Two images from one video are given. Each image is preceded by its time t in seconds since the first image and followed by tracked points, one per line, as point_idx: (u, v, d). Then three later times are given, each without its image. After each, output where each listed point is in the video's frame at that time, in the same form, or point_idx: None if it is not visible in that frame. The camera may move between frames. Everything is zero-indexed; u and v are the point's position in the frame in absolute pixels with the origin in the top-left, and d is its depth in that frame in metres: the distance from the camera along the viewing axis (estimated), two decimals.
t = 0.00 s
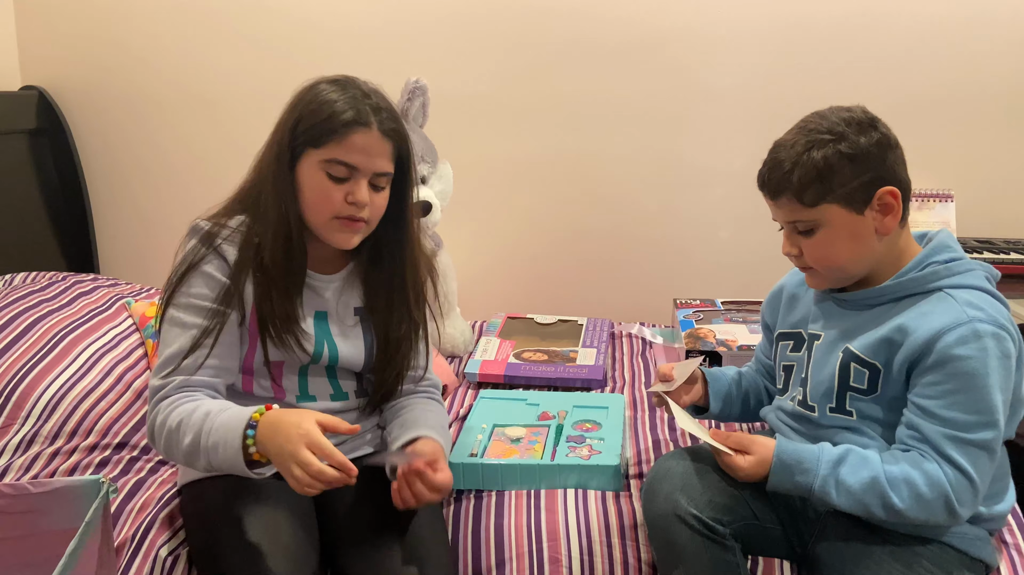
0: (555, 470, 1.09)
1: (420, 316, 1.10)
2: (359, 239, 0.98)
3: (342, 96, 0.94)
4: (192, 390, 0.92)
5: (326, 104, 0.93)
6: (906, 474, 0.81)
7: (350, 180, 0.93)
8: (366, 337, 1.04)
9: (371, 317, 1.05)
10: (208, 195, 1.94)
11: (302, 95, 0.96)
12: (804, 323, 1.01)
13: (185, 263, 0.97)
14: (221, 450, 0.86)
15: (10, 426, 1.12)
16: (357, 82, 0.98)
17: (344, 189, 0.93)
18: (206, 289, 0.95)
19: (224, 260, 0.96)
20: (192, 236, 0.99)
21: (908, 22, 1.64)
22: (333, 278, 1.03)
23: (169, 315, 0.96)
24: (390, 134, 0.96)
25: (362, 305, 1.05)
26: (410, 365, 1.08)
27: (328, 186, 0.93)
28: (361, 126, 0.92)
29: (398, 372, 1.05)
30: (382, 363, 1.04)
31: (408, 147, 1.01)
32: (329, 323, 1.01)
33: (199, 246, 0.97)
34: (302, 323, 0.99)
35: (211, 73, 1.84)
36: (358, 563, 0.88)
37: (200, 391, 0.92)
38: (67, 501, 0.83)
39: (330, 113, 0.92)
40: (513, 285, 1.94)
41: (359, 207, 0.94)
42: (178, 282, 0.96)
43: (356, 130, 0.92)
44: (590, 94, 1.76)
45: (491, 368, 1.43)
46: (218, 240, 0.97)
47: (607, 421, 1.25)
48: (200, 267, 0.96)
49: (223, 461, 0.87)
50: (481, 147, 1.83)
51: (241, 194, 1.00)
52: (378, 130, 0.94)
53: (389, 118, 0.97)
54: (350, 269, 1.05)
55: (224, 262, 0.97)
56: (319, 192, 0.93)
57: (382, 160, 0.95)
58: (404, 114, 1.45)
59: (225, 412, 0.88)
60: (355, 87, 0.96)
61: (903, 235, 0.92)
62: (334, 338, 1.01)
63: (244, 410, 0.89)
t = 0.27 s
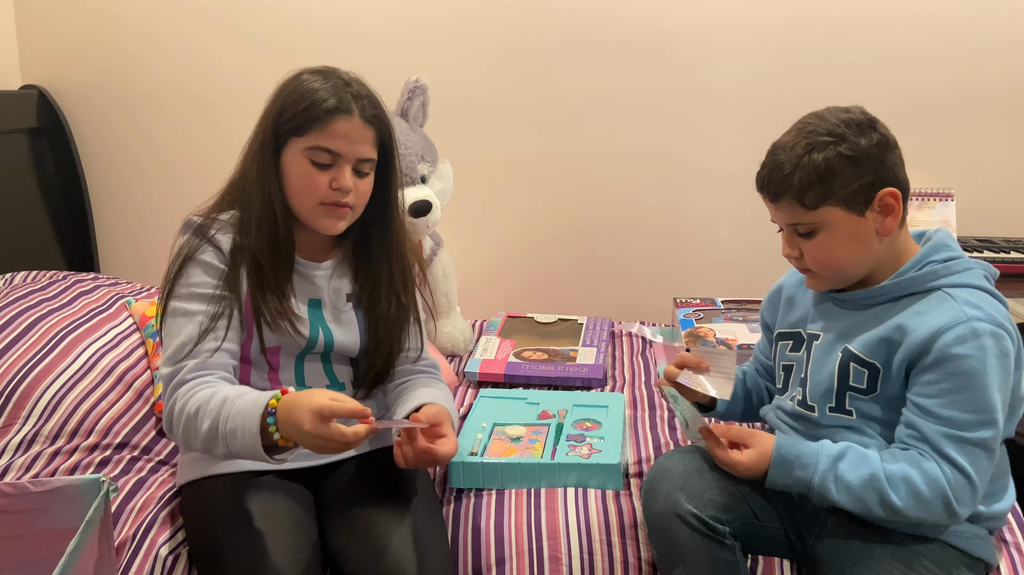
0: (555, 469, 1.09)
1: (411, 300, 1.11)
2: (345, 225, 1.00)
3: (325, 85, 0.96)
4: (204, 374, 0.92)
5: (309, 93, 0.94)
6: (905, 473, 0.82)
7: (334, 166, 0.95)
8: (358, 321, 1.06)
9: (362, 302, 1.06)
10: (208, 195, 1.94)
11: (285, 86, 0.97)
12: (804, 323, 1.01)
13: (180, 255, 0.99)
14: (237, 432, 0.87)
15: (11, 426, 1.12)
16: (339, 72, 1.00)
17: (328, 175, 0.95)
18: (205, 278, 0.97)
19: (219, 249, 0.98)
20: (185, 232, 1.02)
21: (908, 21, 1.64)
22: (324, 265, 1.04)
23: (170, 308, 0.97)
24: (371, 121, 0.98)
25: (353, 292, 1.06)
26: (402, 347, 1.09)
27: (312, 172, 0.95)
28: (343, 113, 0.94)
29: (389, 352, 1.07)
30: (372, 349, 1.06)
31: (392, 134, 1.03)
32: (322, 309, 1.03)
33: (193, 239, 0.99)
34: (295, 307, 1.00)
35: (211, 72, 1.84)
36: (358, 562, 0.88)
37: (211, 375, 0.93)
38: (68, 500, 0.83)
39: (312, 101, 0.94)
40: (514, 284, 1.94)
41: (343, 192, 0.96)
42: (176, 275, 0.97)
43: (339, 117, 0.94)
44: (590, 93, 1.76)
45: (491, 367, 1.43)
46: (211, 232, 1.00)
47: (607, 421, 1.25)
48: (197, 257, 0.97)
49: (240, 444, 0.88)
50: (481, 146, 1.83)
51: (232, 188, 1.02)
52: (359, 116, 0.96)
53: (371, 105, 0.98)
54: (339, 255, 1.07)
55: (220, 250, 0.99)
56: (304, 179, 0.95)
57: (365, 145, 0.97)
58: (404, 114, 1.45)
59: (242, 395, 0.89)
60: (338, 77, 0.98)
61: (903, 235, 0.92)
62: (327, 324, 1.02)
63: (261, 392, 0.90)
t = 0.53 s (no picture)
0: (555, 468, 1.09)
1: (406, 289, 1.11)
2: (338, 213, 0.99)
3: (315, 75, 0.96)
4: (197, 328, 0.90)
5: (299, 84, 0.95)
6: (905, 471, 0.82)
7: (325, 154, 0.95)
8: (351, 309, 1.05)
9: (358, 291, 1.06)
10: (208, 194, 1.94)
11: (277, 80, 0.98)
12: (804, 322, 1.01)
13: (179, 239, 0.99)
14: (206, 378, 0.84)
15: (12, 425, 1.12)
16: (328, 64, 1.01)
17: (319, 162, 0.95)
18: (203, 254, 0.96)
19: (217, 235, 0.98)
20: (183, 221, 1.02)
21: (909, 20, 1.64)
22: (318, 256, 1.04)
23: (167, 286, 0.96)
24: (361, 109, 0.98)
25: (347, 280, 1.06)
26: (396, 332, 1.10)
27: (303, 160, 0.95)
28: (332, 101, 0.94)
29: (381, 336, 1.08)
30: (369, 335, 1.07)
31: (382, 123, 1.03)
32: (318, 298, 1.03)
33: (192, 225, 0.99)
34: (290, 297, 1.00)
35: (211, 71, 1.84)
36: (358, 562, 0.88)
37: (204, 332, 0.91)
38: (68, 499, 0.83)
39: (301, 90, 0.94)
40: (514, 284, 1.94)
41: (334, 177, 0.96)
42: (174, 258, 0.97)
43: (328, 105, 0.94)
44: (590, 93, 1.76)
45: (491, 367, 1.43)
46: (210, 219, 1.00)
47: (607, 420, 1.25)
48: (197, 238, 0.97)
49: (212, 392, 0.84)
50: (481, 146, 1.83)
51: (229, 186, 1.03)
52: (349, 104, 0.96)
53: (360, 93, 0.98)
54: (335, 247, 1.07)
55: (219, 236, 0.99)
56: (295, 167, 0.95)
57: (355, 132, 0.97)
58: (405, 113, 1.45)
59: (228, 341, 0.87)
60: (328, 69, 0.99)
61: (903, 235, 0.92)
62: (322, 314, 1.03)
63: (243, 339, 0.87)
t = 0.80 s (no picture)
0: (555, 468, 1.09)
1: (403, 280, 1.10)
2: (334, 210, 0.98)
3: (311, 73, 0.97)
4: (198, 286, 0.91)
5: (296, 81, 0.95)
6: (906, 469, 0.81)
7: (320, 148, 0.95)
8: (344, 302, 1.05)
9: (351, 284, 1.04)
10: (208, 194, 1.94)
11: (275, 79, 0.98)
12: (805, 322, 1.01)
13: (181, 225, 1.00)
14: (204, 315, 0.83)
15: (12, 425, 1.12)
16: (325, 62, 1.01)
17: (315, 157, 0.95)
18: (207, 236, 0.97)
19: (221, 223, 1.00)
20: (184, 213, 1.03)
21: (910, 20, 1.63)
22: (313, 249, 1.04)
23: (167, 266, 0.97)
24: (358, 105, 0.98)
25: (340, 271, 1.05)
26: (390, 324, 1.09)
27: (299, 155, 0.94)
28: (328, 97, 0.95)
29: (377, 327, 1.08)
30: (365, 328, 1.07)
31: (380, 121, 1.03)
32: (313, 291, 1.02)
33: (193, 214, 1.00)
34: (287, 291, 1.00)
35: (212, 71, 1.84)
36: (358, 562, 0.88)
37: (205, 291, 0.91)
38: (69, 499, 0.83)
39: (298, 87, 0.95)
40: (514, 284, 1.94)
41: (330, 173, 0.95)
42: (175, 242, 0.98)
43: (324, 102, 0.94)
44: (591, 93, 1.76)
45: (491, 367, 1.43)
46: (211, 210, 1.01)
47: (607, 420, 1.25)
48: (198, 223, 0.99)
49: (208, 333, 0.84)
50: (481, 146, 1.83)
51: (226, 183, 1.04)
52: (345, 100, 0.96)
53: (357, 90, 0.99)
54: (330, 243, 1.06)
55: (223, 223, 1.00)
56: (291, 161, 0.95)
57: (351, 128, 0.96)
58: (405, 113, 1.45)
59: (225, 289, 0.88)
60: (324, 66, 0.99)
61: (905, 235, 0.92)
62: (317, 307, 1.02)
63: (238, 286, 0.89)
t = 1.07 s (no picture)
0: (555, 468, 1.09)
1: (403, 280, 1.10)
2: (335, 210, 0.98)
3: (311, 72, 0.97)
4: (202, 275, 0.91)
5: (297, 81, 0.95)
6: (908, 470, 0.81)
7: (322, 147, 0.95)
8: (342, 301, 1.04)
9: (350, 283, 1.04)
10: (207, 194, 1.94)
11: (275, 79, 0.98)
12: (805, 322, 1.01)
13: (180, 223, 0.99)
14: (214, 294, 0.84)
15: (12, 426, 1.12)
16: (325, 62, 1.01)
17: (317, 156, 0.94)
18: (206, 232, 0.97)
19: (221, 219, 0.99)
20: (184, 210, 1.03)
21: (912, 20, 1.63)
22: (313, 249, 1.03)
23: (167, 261, 0.96)
24: (359, 105, 0.98)
25: (338, 270, 1.04)
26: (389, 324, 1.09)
27: (300, 154, 0.94)
28: (330, 96, 0.95)
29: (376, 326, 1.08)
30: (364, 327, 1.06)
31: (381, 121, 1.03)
32: (310, 289, 1.02)
33: (192, 212, 1.00)
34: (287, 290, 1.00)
35: (212, 70, 1.84)
36: (358, 562, 0.87)
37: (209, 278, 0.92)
38: (69, 499, 0.83)
39: (300, 86, 0.95)
40: (514, 284, 1.94)
41: (332, 172, 0.94)
42: (174, 239, 0.98)
43: (325, 101, 0.94)
44: (591, 92, 1.76)
45: (492, 367, 1.43)
46: (211, 208, 1.00)
47: (608, 420, 1.24)
48: (199, 219, 0.99)
49: (220, 314, 0.84)
50: (482, 146, 1.83)
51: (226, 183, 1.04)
52: (346, 100, 0.96)
53: (357, 90, 0.99)
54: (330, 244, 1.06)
55: (223, 219, 1.00)
56: (293, 161, 0.94)
57: (353, 127, 0.96)
58: (405, 113, 1.45)
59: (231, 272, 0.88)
60: (325, 66, 0.99)
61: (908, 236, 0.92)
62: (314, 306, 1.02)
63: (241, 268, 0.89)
